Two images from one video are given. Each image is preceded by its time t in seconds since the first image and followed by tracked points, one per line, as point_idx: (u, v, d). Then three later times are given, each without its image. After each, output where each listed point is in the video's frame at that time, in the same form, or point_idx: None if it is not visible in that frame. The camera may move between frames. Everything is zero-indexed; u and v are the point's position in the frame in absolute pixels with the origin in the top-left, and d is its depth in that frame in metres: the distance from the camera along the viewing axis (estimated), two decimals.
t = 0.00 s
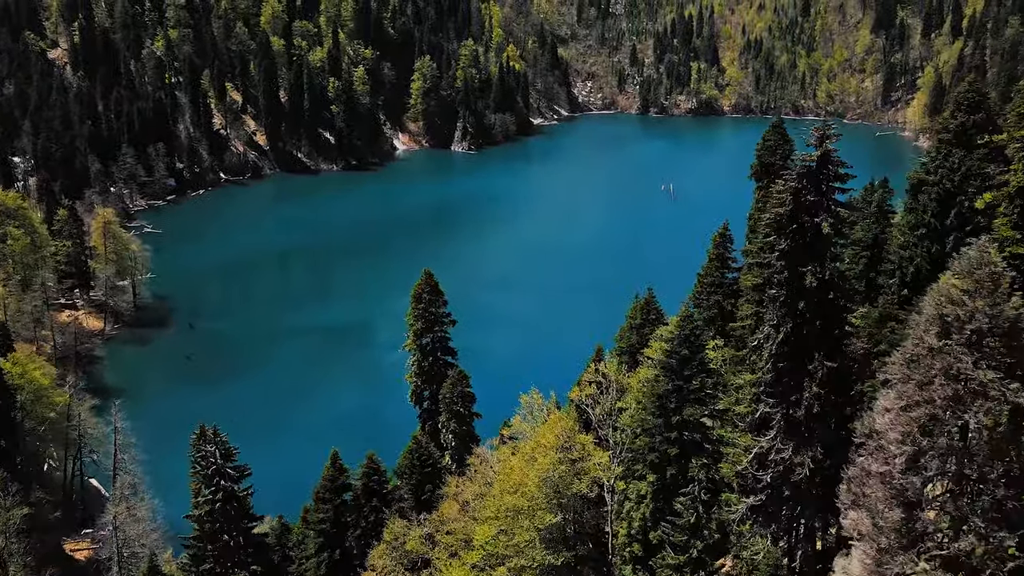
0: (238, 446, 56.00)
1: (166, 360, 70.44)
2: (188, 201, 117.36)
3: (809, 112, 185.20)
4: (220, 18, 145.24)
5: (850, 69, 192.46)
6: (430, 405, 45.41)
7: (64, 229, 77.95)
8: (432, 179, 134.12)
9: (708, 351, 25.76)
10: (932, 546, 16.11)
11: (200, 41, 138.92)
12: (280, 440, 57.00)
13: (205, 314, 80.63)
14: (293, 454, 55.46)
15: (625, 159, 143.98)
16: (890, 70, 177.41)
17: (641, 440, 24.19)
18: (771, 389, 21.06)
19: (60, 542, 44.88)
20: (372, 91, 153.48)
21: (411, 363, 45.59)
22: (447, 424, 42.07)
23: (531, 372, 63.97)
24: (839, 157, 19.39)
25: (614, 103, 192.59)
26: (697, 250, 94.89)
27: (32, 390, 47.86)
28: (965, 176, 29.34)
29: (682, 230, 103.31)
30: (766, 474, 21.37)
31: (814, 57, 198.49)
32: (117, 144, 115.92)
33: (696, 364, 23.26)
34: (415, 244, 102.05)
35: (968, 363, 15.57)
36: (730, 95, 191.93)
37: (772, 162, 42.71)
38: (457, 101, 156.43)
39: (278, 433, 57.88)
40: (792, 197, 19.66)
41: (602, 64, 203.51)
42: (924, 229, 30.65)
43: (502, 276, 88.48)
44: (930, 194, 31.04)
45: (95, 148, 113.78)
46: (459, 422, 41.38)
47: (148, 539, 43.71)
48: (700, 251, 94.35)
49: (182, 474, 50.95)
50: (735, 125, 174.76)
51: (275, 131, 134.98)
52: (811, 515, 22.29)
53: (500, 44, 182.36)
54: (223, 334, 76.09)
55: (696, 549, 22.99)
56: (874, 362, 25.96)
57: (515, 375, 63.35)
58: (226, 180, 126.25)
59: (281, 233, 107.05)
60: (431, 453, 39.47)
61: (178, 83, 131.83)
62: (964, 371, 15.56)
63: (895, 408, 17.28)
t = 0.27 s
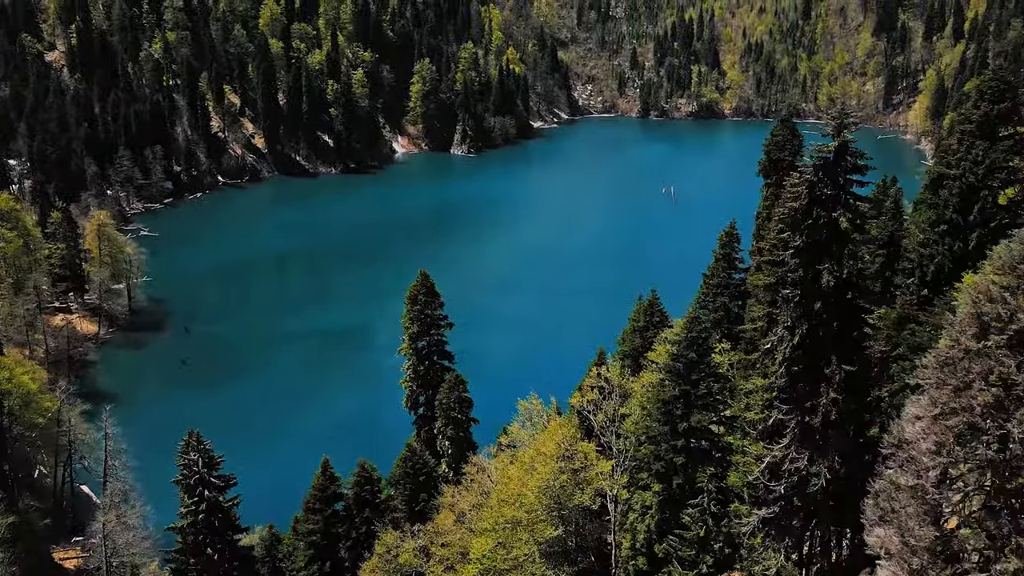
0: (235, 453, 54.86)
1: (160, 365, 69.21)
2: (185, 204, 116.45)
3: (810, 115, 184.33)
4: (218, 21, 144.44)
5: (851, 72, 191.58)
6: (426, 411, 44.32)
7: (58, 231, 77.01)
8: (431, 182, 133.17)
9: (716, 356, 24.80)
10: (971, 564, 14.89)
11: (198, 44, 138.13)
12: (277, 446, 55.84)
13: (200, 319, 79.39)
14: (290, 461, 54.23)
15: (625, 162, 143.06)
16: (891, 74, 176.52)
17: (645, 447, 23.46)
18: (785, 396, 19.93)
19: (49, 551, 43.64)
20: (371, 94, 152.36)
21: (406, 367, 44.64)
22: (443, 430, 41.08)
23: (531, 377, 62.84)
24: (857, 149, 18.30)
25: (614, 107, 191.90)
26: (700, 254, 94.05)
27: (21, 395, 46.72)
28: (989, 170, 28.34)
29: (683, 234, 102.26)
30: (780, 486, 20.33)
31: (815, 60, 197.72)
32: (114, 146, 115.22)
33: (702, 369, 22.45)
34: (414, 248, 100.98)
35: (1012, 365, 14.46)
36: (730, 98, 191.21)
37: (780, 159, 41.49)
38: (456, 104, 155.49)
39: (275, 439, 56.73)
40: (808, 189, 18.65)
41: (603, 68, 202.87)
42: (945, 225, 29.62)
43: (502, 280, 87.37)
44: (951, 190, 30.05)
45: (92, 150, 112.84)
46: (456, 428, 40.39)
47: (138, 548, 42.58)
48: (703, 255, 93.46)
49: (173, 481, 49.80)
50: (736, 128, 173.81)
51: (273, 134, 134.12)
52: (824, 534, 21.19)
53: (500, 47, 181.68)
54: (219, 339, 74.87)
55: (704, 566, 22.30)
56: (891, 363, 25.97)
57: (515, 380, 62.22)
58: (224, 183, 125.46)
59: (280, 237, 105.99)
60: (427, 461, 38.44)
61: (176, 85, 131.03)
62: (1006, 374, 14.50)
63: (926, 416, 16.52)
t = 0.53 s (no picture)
0: (233, 458, 53.87)
1: (157, 370, 68.24)
2: (183, 207, 115.60)
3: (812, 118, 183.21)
4: (217, 23, 143.76)
5: (853, 75, 190.41)
6: (422, 417, 43.24)
7: (52, 233, 76.03)
8: (430, 186, 132.28)
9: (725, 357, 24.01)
10: None
11: (196, 46, 137.41)
12: (276, 450, 54.84)
13: (198, 323, 78.43)
14: (288, 465, 53.25)
15: (625, 165, 142.21)
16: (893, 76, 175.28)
17: (651, 452, 23.56)
18: (801, 401, 19.40)
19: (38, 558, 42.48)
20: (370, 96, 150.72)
21: (401, 371, 43.70)
22: (440, 436, 40.08)
23: (531, 381, 61.84)
24: (879, 137, 17.56)
25: (615, 110, 191.02)
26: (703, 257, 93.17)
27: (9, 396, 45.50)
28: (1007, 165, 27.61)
29: (684, 237, 101.35)
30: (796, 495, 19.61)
31: (817, 62, 196.58)
32: (110, 149, 114.43)
33: (711, 374, 22.43)
34: (413, 251, 100.02)
35: None
36: (731, 101, 190.24)
37: (789, 153, 40.55)
38: (456, 107, 154.61)
39: (274, 443, 55.74)
40: (825, 181, 17.81)
41: (604, 71, 201.89)
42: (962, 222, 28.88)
43: (501, 284, 86.44)
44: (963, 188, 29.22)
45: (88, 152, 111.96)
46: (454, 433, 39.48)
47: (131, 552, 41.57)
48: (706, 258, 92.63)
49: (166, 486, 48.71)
50: (737, 131, 172.82)
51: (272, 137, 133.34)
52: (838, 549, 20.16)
53: (500, 50, 180.83)
54: (216, 342, 73.90)
55: None
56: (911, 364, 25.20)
57: (514, 384, 61.22)
58: (222, 186, 124.66)
59: (278, 240, 105.07)
60: (422, 470, 37.23)
61: (173, 88, 130.25)
62: None
63: (962, 424, 15.59)
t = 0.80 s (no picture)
0: (229, 464, 52.75)
1: (152, 375, 67.08)
2: (180, 211, 114.58)
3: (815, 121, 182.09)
4: (215, 26, 142.84)
5: (854, 78, 189.55)
6: (417, 423, 42.16)
7: (45, 236, 75.00)
8: (429, 189, 131.24)
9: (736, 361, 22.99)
10: None
11: (194, 49, 136.53)
12: (274, 455, 53.68)
13: (194, 327, 77.27)
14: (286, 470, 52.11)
15: (625, 169, 141.23)
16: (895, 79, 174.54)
17: (658, 462, 23.95)
18: (820, 407, 18.02)
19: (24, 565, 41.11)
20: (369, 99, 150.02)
21: (396, 375, 42.64)
22: (435, 442, 39.13)
23: (532, 385, 60.69)
24: (905, 124, 16.56)
25: (615, 113, 190.22)
26: (706, 260, 92.24)
27: None
28: None
29: (685, 241, 100.38)
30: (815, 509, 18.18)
31: (818, 65, 195.91)
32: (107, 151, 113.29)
33: (722, 377, 22.95)
34: (412, 255, 99.03)
35: None
36: (732, 104, 189.66)
37: (802, 147, 39.50)
38: (455, 110, 153.58)
39: (271, 448, 54.57)
40: (848, 171, 16.81)
41: (604, 74, 200.98)
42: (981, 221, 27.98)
43: (502, 287, 85.38)
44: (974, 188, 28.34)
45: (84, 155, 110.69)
46: (448, 441, 38.50)
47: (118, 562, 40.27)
48: (709, 261, 91.72)
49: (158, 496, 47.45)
50: (737, 135, 171.99)
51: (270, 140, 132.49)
52: (861, 568, 18.37)
53: (500, 53, 180.01)
54: (213, 347, 72.73)
55: None
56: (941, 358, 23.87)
57: (515, 388, 60.12)
58: (219, 190, 123.78)
59: (276, 244, 104.02)
60: (416, 479, 36.70)
61: (171, 90, 129.32)
62: None
63: (1019, 434, 14.63)
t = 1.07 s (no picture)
0: (224, 471, 51.67)
1: (146, 379, 66.04)
2: (177, 213, 113.68)
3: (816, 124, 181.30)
4: (213, 29, 142.34)
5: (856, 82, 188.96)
6: (412, 429, 41.20)
7: (37, 238, 73.92)
8: (429, 192, 130.39)
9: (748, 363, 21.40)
10: None
11: (192, 51, 135.60)
12: (272, 458, 52.82)
13: (190, 330, 76.34)
14: (284, 473, 51.24)
15: (626, 171, 140.41)
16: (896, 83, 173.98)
17: (667, 473, 22.96)
18: (842, 413, 16.85)
19: None
20: (368, 102, 149.40)
21: (390, 379, 41.70)
22: (432, 450, 38.16)
23: (533, 389, 59.69)
24: (934, 110, 15.58)
25: (616, 116, 189.67)
26: (708, 262, 91.60)
27: None
28: None
29: (686, 244, 99.48)
30: (833, 523, 16.86)
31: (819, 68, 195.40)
32: (104, 154, 112.17)
33: (733, 382, 21.85)
34: (411, 258, 98.08)
35: None
36: (733, 107, 189.21)
37: (815, 140, 38.66)
38: (455, 113, 152.69)
39: (268, 452, 53.68)
40: (872, 156, 15.81)
41: (604, 77, 200.40)
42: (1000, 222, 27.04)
43: (502, 291, 84.42)
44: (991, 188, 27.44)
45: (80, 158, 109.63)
46: (445, 448, 37.55)
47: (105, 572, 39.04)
48: (711, 263, 91.03)
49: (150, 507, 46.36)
50: (738, 138, 171.29)
51: (268, 143, 131.69)
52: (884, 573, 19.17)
53: (500, 56, 179.35)
54: (210, 350, 71.81)
55: None
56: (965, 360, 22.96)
57: (517, 392, 59.14)
58: (217, 193, 123.04)
59: (274, 247, 103.08)
60: (410, 488, 36.18)
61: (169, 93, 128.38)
62: None
63: None
